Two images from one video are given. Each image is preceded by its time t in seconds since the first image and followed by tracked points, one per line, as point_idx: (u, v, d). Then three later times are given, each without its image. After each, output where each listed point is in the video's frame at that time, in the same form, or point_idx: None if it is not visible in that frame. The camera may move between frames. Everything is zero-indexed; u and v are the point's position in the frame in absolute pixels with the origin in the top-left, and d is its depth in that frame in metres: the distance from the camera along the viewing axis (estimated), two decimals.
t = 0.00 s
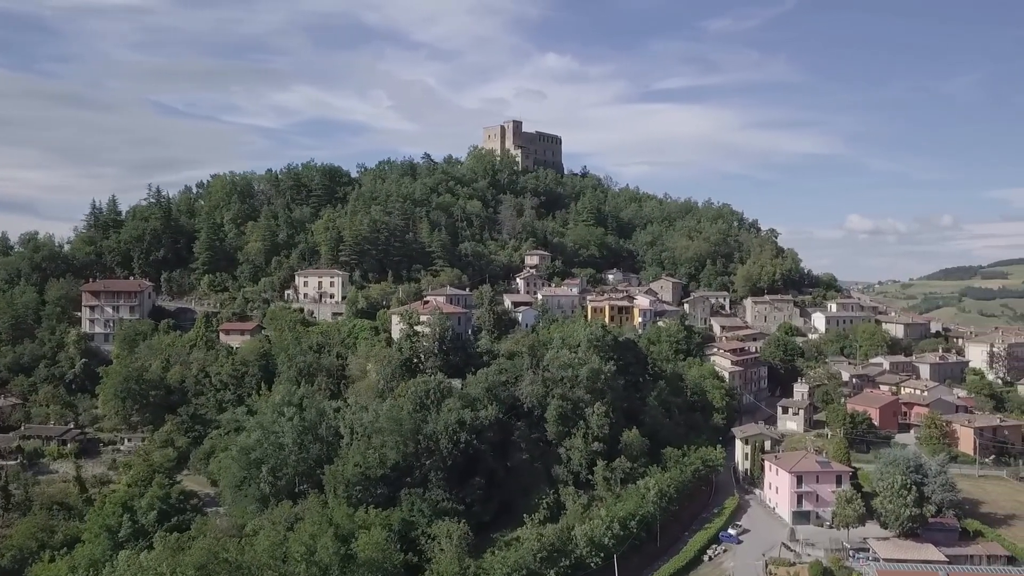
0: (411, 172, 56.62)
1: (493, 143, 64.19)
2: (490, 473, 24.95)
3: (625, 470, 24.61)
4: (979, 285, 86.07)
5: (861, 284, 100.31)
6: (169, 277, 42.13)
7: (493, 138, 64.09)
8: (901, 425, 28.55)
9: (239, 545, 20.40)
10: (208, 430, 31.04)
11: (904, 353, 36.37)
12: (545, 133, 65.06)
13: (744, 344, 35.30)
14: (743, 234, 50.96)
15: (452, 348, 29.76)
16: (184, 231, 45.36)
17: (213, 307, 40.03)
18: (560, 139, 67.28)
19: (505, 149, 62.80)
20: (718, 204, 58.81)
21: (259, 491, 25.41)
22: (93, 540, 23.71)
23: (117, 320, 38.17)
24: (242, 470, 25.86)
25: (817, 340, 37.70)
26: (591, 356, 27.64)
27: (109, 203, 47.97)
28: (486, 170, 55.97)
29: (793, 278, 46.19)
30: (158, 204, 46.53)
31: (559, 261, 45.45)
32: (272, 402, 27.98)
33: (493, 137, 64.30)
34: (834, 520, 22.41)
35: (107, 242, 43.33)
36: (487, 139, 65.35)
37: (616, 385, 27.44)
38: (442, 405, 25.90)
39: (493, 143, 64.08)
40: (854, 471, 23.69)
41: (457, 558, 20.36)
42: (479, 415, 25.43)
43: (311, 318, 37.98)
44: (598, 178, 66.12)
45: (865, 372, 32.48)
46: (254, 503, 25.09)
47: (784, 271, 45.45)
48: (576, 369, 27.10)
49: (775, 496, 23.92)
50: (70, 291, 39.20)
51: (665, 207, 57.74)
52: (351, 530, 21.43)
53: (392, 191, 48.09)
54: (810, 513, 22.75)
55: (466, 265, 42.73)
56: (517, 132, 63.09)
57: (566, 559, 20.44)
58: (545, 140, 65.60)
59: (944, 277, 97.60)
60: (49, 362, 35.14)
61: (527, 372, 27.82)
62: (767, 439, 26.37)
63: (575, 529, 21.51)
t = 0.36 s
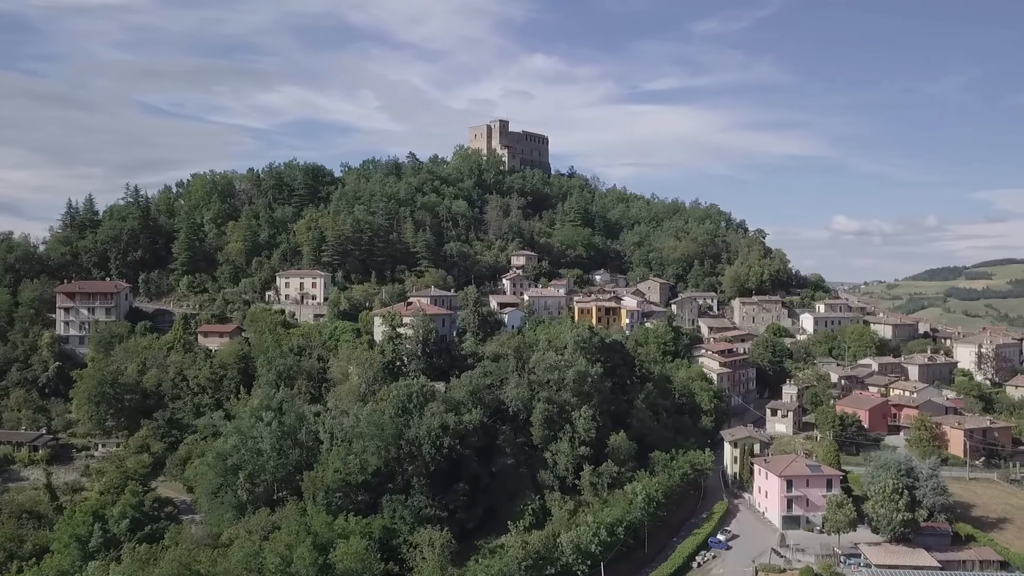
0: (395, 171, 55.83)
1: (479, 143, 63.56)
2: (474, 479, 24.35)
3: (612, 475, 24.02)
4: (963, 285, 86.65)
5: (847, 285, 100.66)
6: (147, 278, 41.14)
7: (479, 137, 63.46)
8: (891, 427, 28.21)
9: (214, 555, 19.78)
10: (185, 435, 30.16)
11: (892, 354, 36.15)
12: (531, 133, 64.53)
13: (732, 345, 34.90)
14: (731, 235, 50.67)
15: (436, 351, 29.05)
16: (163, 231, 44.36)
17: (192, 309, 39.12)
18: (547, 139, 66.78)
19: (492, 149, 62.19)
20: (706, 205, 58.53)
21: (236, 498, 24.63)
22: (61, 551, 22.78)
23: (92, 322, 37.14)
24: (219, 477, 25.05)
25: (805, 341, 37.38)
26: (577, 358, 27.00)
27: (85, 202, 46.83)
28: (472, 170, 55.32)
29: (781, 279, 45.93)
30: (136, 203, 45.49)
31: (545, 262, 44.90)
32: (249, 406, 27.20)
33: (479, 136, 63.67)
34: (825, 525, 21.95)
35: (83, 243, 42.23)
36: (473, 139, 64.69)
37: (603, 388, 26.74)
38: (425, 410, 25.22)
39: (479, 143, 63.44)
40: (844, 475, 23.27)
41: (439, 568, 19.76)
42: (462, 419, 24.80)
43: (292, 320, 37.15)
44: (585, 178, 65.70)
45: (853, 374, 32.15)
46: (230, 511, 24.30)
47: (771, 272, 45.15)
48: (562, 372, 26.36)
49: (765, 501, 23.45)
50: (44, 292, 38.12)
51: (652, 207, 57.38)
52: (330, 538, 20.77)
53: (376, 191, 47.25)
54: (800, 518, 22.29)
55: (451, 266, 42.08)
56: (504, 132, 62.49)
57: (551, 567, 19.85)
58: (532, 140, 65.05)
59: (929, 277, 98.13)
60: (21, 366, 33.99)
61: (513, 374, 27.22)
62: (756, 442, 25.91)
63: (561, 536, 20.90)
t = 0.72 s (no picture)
0: (381, 171, 55.14)
1: (467, 143, 62.93)
2: (459, 485, 23.72)
3: (601, 479, 23.46)
4: (950, 286, 87.01)
5: (835, 286, 100.92)
6: (126, 279, 40.22)
7: (467, 137, 62.84)
8: (882, 430, 27.83)
9: (189, 567, 19.02)
10: (162, 440, 29.31)
11: (882, 356, 35.88)
12: (519, 133, 63.97)
13: (721, 347, 34.48)
14: (720, 235, 50.35)
15: (420, 353, 28.45)
16: (143, 231, 43.43)
17: (171, 310, 38.24)
18: (535, 139, 66.26)
19: (479, 148, 61.58)
20: (695, 205, 58.20)
21: (213, 505, 23.88)
22: (30, 561, 21.86)
23: (69, 324, 36.19)
24: (195, 483, 24.15)
25: (795, 342, 37.03)
26: (565, 360, 26.44)
27: (63, 201, 45.80)
28: (459, 169, 54.68)
29: (770, 280, 45.61)
30: (115, 203, 44.51)
31: (533, 262, 44.34)
32: (228, 411, 26.45)
33: (466, 136, 63.03)
34: (817, 530, 21.49)
35: (60, 243, 41.21)
36: (461, 138, 64.06)
37: (591, 391, 26.20)
38: (409, 414, 24.57)
39: (467, 142, 62.80)
40: (836, 478, 22.83)
41: None
42: (447, 424, 24.18)
43: (274, 321, 36.37)
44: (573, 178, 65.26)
45: (844, 375, 31.79)
46: (207, 519, 23.55)
47: (761, 272, 44.82)
48: (549, 374, 25.81)
49: (756, 505, 22.98)
50: (19, 294, 37.10)
51: (641, 208, 56.96)
52: (310, 547, 20.11)
53: (361, 190, 46.69)
54: (792, 523, 21.83)
55: (438, 267, 41.43)
56: (491, 131, 61.89)
57: None
58: (520, 139, 64.49)
59: (916, 278, 98.48)
60: None
61: (499, 377, 26.62)
62: (747, 445, 25.43)
63: (548, 543, 20.30)
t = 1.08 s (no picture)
0: (366, 170, 54.42)
1: (453, 142, 62.31)
2: (442, 491, 23.09)
3: (588, 485, 22.90)
4: (935, 286, 87.46)
5: (821, 287, 101.25)
6: (103, 280, 39.25)
7: (453, 136, 62.22)
8: (872, 432, 27.49)
9: None
10: (138, 445, 28.46)
11: (871, 357, 35.67)
12: (506, 132, 63.44)
13: (710, 348, 34.09)
14: (708, 236, 50.03)
15: (403, 356, 27.82)
16: (121, 231, 42.44)
17: (149, 312, 37.31)
18: (522, 139, 65.76)
19: (466, 148, 60.96)
20: (683, 205, 57.91)
21: (188, 514, 23.10)
22: None
23: (42, 326, 35.20)
24: (170, 491, 23.36)
25: (784, 344, 36.70)
26: (552, 363, 25.88)
27: (39, 200, 44.72)
28: (446, 168, 54.03)
29: (758, 280, 45.34)
30: (92, 202, 43.50)
31: (520, 263, 43.78)
32: (204, 415, 25.64)
33: (452, 135, 62.41)
34: (808, 536, 21.01)
35: (34, 242, 40.15)
36: (448, 138, 63.41)
37: (578, 394, 25.64)
38: (391, 418, 23.90)
39: (454, 142, 62.16)
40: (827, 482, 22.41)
41: None
42: (430, 428, 23.54)
43: (255, 323, 35.60)
44: (561, 178, 64.82)
45: (833, 377, 31.47)
46: (182, 528, 22.77)
47: (749, 273, 44.49)
48: (536, 377, 25.26)
49: (745, 510, 22.50)
50: None
51: (629, 208, 56.60)
52: (287, 558, 19.42)
53: (345, 189, 46.03)
54: (782, 528, 21.35)
55: (423, 267, 40.79)
56: (478, 131, 61.30)
57: None
58: (507, 139, 63.93)
59: (902, 278, 98.91)
60: None
61: (484, 381, 25.98)
62: (736, 448, 24.97)
63: (533, 552, 19.69)
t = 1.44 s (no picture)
0: (348, 170, 53.60)
1: (436, 142, 61.61)
2: (422, 498, 22.45)
3: (572, 490, 22.33)
4: (916, 287, 88.08)
5: (804, 287, 101.98)
6: (75, 281, 38.15)
7: (436, 136, 61.53)
8: (859, 434, 27.19)
9: None
10: (108, 451, 27.53)
11: (856, 358, 35.49)
12: (490, 132, 62.87)
13: (695, 349, 33.71)
14: (692, 236, 49.77)
15: (383, 358, 27.13)
16: (94, 231, 41.31)
17: (123, 314, 36.27)
18: (506, 138, 65.22)
19: (449, 147, 60.29)
20: (667, 205, 57.65)
21: (158, 523, 22.27)
22: None
23: (11, 328, 34.07)
24: (139, 500, 22.51)
25: (769, 345, 36.42)
26: (535, 365, 25.30)
27: (9, 199, 43.46)
28: (428, 168, 53.32)
29: (743, 281, 45.11)
30: (64, 201, 42.34)
31: (503, 264, 43.20)
32: (176, 421, 24.78)
33: (435, 134, 61.71)
34: (796, 541, 20.56)
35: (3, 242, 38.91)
36: (431, 137, 62.73)
37: (563, 397, 25.07)
38: (370, 423, 23.21)
39: (437, 141, 61.47)
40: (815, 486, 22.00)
41: None
42: (410, 433, 22.88)
43: (232, 325, 34.74)
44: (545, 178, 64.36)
45: (819, 378, 31.19)
46: (151, 537, 21.94)
47: (734, 274, 44.24)
48: (519, 380, 24.68)
49: (732, 515, 22.02)
50: None
51: (613, 208, 56.24)
52: (261, 569, 18.67)
53: (325, 189, 45.26)
54: (770, 533, 20.88)
55: (405, 268, 40.09)
56: (461, 130, 60.67)
57: None
58: (491, 138, 63.32)
59: (884, 279, 99.60)
60: None
61: (466, 384, 25.34)
62: (722, 452, 24.51)
63: (516, 560, 19.08)
